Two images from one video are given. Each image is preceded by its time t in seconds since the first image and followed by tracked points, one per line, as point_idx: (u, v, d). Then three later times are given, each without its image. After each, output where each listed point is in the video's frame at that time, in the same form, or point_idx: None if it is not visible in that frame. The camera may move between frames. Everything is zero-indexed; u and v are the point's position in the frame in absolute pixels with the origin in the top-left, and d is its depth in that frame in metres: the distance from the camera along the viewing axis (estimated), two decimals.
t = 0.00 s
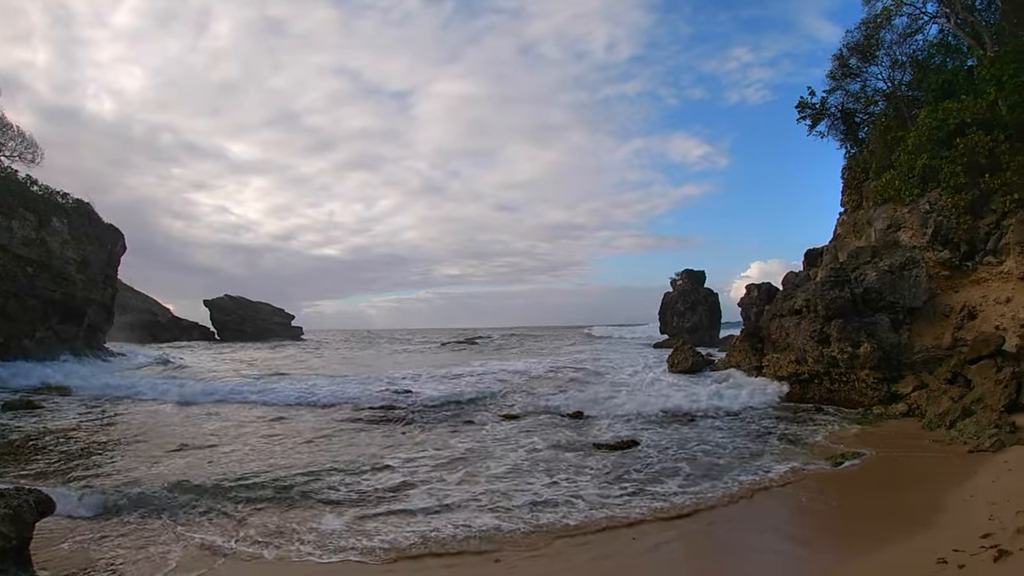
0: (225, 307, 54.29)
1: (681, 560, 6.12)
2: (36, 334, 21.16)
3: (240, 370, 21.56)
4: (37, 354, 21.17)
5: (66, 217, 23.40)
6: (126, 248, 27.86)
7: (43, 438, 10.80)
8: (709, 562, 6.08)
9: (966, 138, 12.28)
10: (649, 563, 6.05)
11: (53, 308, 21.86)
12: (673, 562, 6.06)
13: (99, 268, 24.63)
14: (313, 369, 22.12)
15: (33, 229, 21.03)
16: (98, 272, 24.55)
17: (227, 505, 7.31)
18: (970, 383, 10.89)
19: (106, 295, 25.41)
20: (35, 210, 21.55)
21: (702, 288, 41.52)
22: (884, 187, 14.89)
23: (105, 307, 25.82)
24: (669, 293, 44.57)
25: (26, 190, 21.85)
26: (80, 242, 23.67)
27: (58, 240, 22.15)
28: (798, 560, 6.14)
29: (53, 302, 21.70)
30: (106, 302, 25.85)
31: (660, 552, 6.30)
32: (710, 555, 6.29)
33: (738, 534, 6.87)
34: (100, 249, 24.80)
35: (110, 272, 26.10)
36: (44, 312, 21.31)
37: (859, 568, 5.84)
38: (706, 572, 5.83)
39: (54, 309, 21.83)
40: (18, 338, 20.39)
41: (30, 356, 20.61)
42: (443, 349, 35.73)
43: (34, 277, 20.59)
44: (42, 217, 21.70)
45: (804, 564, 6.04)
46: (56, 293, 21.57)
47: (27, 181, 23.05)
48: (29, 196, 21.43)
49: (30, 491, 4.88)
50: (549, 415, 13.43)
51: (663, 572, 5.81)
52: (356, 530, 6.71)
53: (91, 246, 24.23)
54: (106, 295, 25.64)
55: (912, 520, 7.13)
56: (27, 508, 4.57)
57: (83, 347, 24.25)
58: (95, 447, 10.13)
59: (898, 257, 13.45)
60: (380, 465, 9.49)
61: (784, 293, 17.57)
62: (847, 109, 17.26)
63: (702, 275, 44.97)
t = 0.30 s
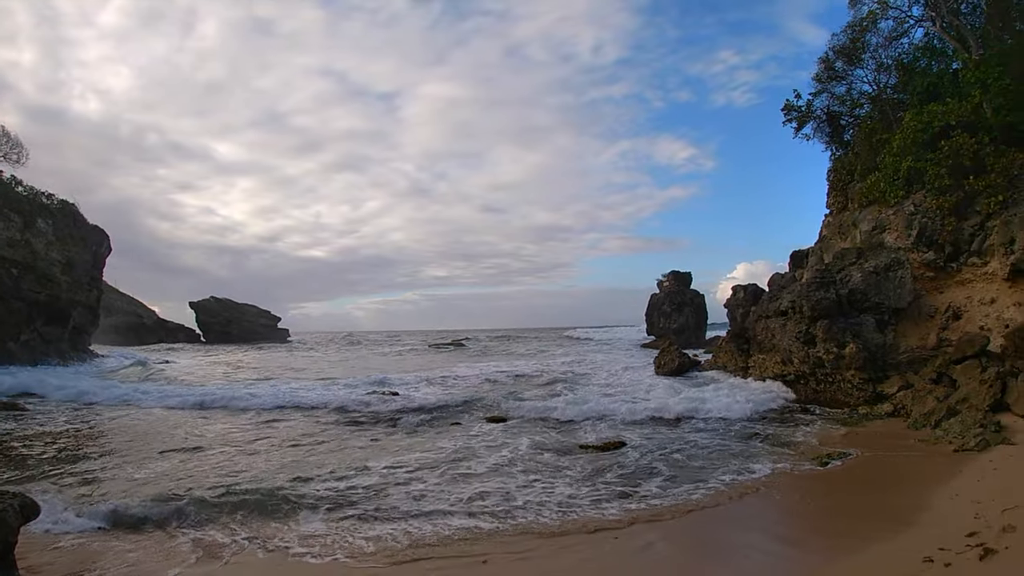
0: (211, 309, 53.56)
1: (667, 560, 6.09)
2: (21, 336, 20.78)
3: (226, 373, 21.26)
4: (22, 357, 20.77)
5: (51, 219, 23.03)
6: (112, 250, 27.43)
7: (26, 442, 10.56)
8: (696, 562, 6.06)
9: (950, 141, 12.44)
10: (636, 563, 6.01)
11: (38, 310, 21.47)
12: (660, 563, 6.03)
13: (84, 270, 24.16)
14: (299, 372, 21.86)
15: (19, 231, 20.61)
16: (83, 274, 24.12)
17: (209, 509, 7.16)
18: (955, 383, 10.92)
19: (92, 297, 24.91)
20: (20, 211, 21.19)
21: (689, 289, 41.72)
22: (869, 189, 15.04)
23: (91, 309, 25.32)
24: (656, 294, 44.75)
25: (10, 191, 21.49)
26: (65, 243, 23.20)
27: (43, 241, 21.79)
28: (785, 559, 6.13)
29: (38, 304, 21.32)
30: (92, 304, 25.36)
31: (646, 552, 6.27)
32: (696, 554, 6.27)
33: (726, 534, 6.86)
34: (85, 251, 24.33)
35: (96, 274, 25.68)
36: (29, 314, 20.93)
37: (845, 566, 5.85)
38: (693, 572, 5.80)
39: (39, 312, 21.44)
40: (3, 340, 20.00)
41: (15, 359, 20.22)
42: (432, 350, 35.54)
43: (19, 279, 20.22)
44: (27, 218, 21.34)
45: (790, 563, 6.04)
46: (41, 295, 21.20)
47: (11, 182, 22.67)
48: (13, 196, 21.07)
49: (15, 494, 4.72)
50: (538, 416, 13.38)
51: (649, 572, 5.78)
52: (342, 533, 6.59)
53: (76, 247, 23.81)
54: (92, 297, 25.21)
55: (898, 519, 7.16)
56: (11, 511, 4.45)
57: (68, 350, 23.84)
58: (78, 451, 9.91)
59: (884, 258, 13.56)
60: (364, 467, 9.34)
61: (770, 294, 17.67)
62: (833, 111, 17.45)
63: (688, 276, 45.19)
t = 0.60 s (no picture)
0: (198, 309, 52.96)
1: (657, 560, 6.07)
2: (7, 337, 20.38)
3: (212, 374, 20.94)
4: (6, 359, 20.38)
5: (37, 218, 22.63)
6: (99, 249, 27.01)
7: (9, 444, 10.35)
8: (685, 562, 6.03)
9: (938, 143, 12.57)
10: (625, 563, 5.98)
11: (24, 310, 21.09)
12: (649, 563, 6.00)
13: (71, 270, 23.80)
14: (287, 373, 21.58)
15: (5, 230, 20.22)
16: (70, 274, 23.74)
17: (195, 511, 7.03)
18: (941, 384, 10.96)
19: (79, 298, 24.51)
20: (6, 210, 20.80)
21: (677, 289, 41.89)
22: (857, 191, 15.14)
23: (77, 310, 24.92)
24: (644, 295, 44.89)
25: None
26: (52, 243, 22.79)
27: (30, 241, 21.40)
28: (774, 559, 6.13)
29: (24, 305, 20.95)
30: (79, 304, 24.95)
31: (635, 552, 6.24)
32: (685, 554, 6.25)
33: (716, 534, 6.84)
34: (72, 250, 23.95)
35: (82, 274, 25.27)
36: (15, 315, 20.55)
37: (833, 566, 5.86)
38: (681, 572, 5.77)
39: (25, 312, 21.05)
40: None
41: None
42: (420, 352, 35.32)
43: (5, 279, 19.85)
44: (12, 217, 20.95)
45: (779, 563, 6.04)
46: (28, 295, 20.83)
47: None
48: None
49: None
50: (529, 417, 13.32)
51: (639, 572, 5.75)
52: (328, 536, 6.48)
53: (62, 247, 23.42)
54: (79, 297, 24.78)
55: (886, 518, 7.18)
56: None
57: (54, 351, 23.44)
58: (62, 453, 9.70)
59: (871, 260, 13.62)
60: (349, 469, 9.18)
61: (757, 295, 17.76)
62: (821, 114, 17.61)
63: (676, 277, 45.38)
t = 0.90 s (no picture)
0: (187, 307, 52.38)
1: (646, 560, 6.03)
2: None
3: (200, 373, 20.67)
4: None
5: (26, 214, 22.24)
6: (87, 246, 26.60)
7: None
8: (674, 562, 6.01)
9: (927, 146, 12.67)
10: (614, 563, 5.93)
11: (11, 308, 20.73)
12: (638, 562, 5.96)
13: (59, 267, 23.42)
14: (275, 372, 21.33)
15: None
16: (58, 271, 23.37)
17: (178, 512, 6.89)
18: (929, 384, 11.02)
19: (67, 295, 24.14)
20: None
21: (666, 290, 41.97)
22: (846, 193, 15.22)
23: (66, 307, 24.53)
24: (633, 295, 44.94)
25: None
26: (40, 239, 22.41)
27: (18, 237, 21.03)
28: (763, 558, 6.11)
29: (12, 302, 20.59)
30: (68, 302, 24.58)
31: (624, 552, 6.20)
32: (674, 554, 6.21)
33: (705, 534, 6.82)
34: (60, 247, 23.57)
35: (71, 270, 24.88)
36: (2, 312, 20.18)
37: (820, 566, 5.86)
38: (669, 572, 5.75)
39: (12, 309, 20.69)
40: None
41: None
42: (410, 351, 35.10)
43: None
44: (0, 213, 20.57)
45: (768, 563, 6.01)
46: (15, 292, 20.47)
47: None
48: None
49: None
50: (520, 416, 13.27)
51: (628, 572, 5.71)
52: (312, 536, 6.38)
53: (51, 244, 23.04)
54: (67, 294, 24.40)
55: (874, 519, 7.19)
56: None
57: (42, 349, 23.07)
58: (47, 454, 9.51)
59: (859, 261, 13.66)
60: (335, 469, 9.04)
61: (746, 296, 17.83)
62: (811, 115, 17.74)
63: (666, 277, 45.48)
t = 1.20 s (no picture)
0: (176, 306, 51.83)
1: (635, 560, 5.99)
2: None
3: (189, 373, 20.44)
4: None
5: (15, 211, 21.86)
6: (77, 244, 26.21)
7: None
8: (663, 561, 5.98)
9: (917, 148, 12.76)
10: (603, 563, 5.89)
11: None
12: (627, 562, 5.92)
13: (48, 265, 23.06)
14: (266, 372, 21.11)
15: None
16: (47, 270, 22.99)
17: (160, 515, 6.77)
18: (917, 384, 11.08)
19: (56, 294, 23.76)
20: None
21: (656, 290, 42.05)
22: (836, 194, 15.29)
23: (55, 306, 24.17)
24: (624, 295, 45.01)
25: None
26: (29, 238, 22.04)
27: (7, 235, 20.66)
28: (752, 558, 6.09)
29: None
30: (57, 300, 24.21)
31: (614, 552, 6.16)
32: (662, 554, 6.18)
33: (693, 534, 6.80)
34: (50, 245, 23.21)
35: (61, 269, 24.49)
36: None
37: (809, 565, 5.86)
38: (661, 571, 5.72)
39: None
40: None
41: None
42: (401, 351, 34.94)
43: None
44: None
45: (756, 562, 5.99)
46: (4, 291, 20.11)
47: None
48: None
49: None
50: (511, 416, 13.20)
51: (617, 572, 5.67)
52: (298, 537, 6.28)
53: (40, 242, 22.68)
54: (57, 293, 24.03)
55: (863, 518, 7.19)
56: None
57: (31, 348, 22.72)
58: (30, 456, 9.34)
59: (849, 261, 13.80)
60: (324, 470, 8.92)
61: (736, 296, 17.90)
62: (802, 116, 17.85)
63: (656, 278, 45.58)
